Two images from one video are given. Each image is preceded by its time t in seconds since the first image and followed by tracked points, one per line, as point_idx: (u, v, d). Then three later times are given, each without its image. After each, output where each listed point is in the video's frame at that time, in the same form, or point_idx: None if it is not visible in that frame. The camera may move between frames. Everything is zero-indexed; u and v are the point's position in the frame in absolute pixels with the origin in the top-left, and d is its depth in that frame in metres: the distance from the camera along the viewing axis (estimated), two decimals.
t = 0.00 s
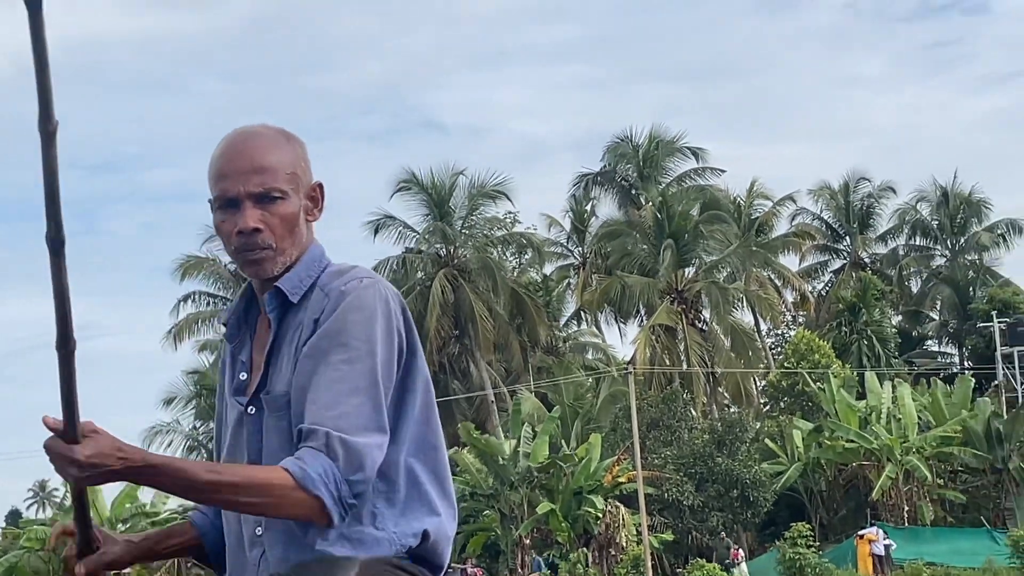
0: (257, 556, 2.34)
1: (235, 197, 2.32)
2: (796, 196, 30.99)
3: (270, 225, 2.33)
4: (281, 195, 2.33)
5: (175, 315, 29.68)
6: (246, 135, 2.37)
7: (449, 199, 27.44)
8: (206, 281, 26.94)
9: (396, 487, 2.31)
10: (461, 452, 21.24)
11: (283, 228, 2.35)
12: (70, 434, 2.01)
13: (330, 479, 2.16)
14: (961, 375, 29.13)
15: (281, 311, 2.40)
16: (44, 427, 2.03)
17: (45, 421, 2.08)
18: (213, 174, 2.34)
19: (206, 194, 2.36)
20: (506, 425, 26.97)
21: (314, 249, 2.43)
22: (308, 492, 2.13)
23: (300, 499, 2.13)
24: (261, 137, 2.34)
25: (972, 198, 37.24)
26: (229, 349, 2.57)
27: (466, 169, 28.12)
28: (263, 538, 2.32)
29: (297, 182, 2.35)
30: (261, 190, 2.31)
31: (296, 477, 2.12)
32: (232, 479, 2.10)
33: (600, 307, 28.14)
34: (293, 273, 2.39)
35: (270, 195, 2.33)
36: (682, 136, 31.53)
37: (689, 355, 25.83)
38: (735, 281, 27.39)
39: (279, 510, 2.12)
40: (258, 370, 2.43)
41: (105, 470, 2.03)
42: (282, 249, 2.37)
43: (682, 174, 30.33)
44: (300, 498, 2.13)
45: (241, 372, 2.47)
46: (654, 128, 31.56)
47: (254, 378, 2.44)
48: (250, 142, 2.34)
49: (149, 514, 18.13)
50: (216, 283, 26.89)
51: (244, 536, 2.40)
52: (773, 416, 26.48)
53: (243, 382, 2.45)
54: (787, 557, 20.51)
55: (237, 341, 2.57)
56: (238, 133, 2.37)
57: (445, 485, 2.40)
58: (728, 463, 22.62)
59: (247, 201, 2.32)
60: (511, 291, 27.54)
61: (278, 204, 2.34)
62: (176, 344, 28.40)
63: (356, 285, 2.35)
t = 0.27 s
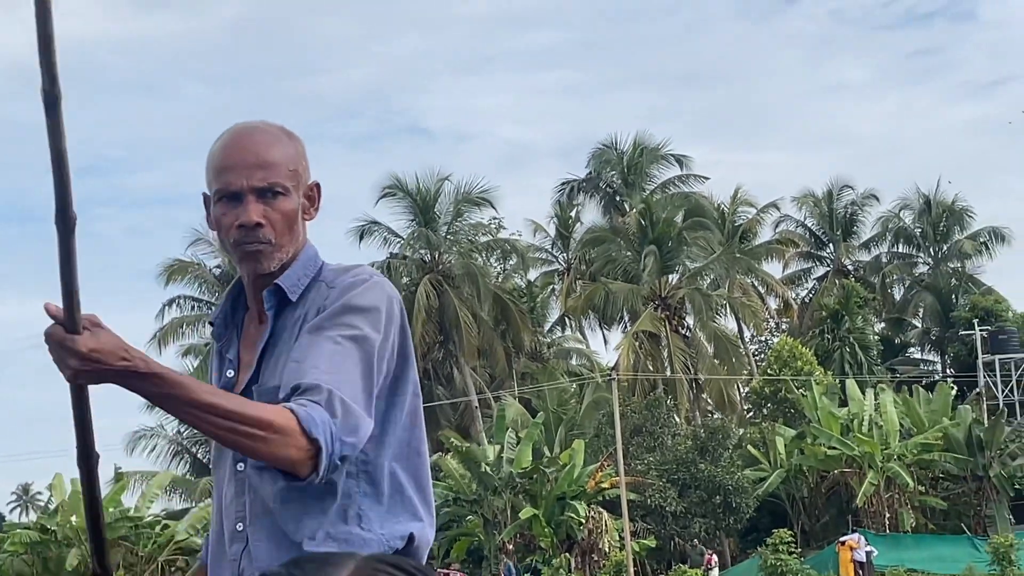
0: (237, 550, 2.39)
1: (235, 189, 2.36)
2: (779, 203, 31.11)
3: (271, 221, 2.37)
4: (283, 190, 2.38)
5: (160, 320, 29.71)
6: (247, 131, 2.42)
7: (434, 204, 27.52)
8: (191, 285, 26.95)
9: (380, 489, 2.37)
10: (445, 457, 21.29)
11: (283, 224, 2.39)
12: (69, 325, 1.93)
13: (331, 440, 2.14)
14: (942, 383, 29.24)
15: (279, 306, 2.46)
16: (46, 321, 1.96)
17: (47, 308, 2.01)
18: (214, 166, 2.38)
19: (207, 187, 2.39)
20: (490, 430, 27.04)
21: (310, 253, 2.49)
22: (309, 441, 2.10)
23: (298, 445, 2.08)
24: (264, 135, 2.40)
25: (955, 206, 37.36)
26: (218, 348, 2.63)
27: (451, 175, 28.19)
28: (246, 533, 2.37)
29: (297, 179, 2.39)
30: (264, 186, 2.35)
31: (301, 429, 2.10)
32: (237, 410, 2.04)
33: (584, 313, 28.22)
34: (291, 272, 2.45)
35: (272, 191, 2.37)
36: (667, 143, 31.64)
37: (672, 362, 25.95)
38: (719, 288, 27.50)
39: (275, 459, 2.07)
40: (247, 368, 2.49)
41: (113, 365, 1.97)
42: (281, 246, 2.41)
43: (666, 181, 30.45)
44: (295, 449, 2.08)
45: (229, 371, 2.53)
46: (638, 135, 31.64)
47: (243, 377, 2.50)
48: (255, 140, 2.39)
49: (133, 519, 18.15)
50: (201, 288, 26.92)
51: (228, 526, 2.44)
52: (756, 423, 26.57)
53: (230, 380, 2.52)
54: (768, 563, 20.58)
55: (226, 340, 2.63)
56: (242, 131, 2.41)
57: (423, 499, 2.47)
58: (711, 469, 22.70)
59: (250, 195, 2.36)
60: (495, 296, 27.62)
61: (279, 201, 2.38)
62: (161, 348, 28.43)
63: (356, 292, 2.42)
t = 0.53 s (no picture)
0: (233, 546, 2.37)
1: (227, 185, 2.36)
2: (769, 209, 31.20)
3: (264, 216, 2.37)
4: (276, 186, 2.37)
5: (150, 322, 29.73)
6: (240, 129, 2.41)
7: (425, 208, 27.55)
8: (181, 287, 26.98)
9: (380, 485, 2.35)
10: (435, 460, 21.34)
11: (275, 221, 2.39)
12: (108, 204, 1.94)
13: (346, 362, 2.12)
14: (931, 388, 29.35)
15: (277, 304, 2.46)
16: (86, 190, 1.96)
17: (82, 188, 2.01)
18: (206, 164, 2.38)
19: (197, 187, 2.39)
20: (479, 434, 27.08)
21: (303, 256, 2.50)
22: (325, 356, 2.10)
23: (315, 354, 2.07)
24: (257, 133, 2.39)
25: (944, 212, 37.46)
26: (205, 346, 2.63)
27: (442, 179, 28.25)
28: (243, 529, 2.36)
29: (289, 176, 2.39)
30: (255, 182, 2.35)
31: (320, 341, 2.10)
32: (260, 308, 2.03)
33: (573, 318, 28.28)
34: (287, 269, 2.46)
35: (263, 187, 2.36)
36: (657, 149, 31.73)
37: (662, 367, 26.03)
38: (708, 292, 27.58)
39: (289, 364, 2.04)
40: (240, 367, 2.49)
41: (137, 249, 1.97)
42: (274, 243, 2.41)
43: (657, 186, 30.54)
44: (312, 362, 2.07)
45: (221, 369, 2.52)
46: (629, 140, 31.72)
47: (236, 375, 2.48)
48: (246, 137, 2.38)
49: (123, 520, 18.19)
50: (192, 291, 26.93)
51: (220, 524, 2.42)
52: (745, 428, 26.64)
53: (223, 379, 2.51)
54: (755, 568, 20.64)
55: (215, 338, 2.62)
56: (234, 130, 2.41)
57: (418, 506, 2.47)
58: (700, 474, 22.77)
59: (242, 192, 2.36)
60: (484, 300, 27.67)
61: (271, 199, 2.38)
62: (152, 351, 28.46)
63: (361, 281, 2.44)
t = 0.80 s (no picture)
0: (229, 531, 2.41)
1: (225, 180, 2.49)
2: (761, 213, 31.25)
3: (258, 211, 2.47)
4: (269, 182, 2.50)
5: (143, 323, 29.74)
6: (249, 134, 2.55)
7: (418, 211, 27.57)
8: (174, 289, 27.05)
9: (382, 472, 2.41)
10: (426, 463, 21.37)
11: (271, 215, 2.49)
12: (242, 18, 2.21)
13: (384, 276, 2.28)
14: (921, 393, 29.44)
15: (284, 294, 2.54)
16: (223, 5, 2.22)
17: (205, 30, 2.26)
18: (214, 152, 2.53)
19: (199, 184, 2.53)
20: (470, 437, 27.12)
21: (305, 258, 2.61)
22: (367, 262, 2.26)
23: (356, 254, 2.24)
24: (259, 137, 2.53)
25: (935, 217, 37.56)
26: (204, 338, 2.70)
27: (434, 182, 28.29)
28: (242, 511, 2.40)
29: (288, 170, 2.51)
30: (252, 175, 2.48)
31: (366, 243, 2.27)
32: (324, 175, 2.23)
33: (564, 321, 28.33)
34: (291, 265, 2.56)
35: (259, 182, 2.49)
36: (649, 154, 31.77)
37: (653, 371, 26.09)
38: (700, 296, 27.66)
39: (333, 233, 2.20)
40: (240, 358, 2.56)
41: (235, 61, 2.21)
42: (272, 241, 2.51)
43: (649, 190, 30.62)
44: (352, 250, 2.23)
45: (219, 359, 2.61)
46: (621, 144, 31.79)
47: (233, 366, 2.57)
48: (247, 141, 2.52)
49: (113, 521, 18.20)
50: (184, 292, 26.96)
51: (214, 510, 2.47)
52: (735, 432, 26.68)
53: (222, 369, 2.58)
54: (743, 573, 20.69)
55: (214, 330, 2.69)
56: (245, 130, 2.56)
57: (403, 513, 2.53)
58: (690, 478, 22.84)
59: (237, 184, 2.49)
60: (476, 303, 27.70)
61: (264, 193, 2.50)
62: (144, 352, 28.49)
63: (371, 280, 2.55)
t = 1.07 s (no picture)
0: (225, 523, 2.46)
1: (219, 189, 2.48)
2: (755, 218, 31.34)
3: (250, 218, 2.48)
4: (263, 188, 2.48)
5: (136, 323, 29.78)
6: (244, 133, 2.54)
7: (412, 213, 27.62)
8: (168, 289, 27.09)
9: (377, 463, 2.51)
10: (418, 465, 21.42)
11: (265, 222, 2.50)
12: None
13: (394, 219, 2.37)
14: (913, 398, 29.52)
15: (285, 288, 2.61)
16: None
17: None
18: (203, 168, 2.50)
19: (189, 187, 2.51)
20: (463, 439, 27.19)
21: (302, 254, 2.65)
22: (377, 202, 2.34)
23: (366, 171, 2.30)
24: (253, 139, 2.52)
25: (927, 223, 37.68)
26: (195, 327, 2.74)
27: (428, 184, 28.35)
28: (239, 500, 2.47)
29: (280, 180, 2.50)
30: (245, 182, 2.47)
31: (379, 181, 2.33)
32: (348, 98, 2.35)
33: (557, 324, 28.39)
34: (287, 267, 2.60)
35: (252, 189, 2.48)
36: (643, 158, 31.85)
37: (645, 374, 26.17)
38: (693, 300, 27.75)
39: (353, 147, 2.29)
40: (237, 350, 2.62)
41: None
42: (269, 244, 2.53)
43: (643, 194, 30.71)
44: (367, 177, 2.31)
45: (213, 349, 2.66)
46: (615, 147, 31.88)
47: (231, 356, 2.62)
48: (242, 142, 2.51)
49: (108, 521, 18.24)
50: (178, 292, 27.01)
51: (207, 499, 2.52)
52: (727, 436, 26.76)
53: (218, 361, 2.63)
54: None
55: (208, 320, 2.73)
56: (238, 130, 2.54)
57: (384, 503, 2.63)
58: (681, 481, 22.92)
59: (230, 194, 2.48)
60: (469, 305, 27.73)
61: (260, 199, 2.49)
62: (137, 351, 28.52)
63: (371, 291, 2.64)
